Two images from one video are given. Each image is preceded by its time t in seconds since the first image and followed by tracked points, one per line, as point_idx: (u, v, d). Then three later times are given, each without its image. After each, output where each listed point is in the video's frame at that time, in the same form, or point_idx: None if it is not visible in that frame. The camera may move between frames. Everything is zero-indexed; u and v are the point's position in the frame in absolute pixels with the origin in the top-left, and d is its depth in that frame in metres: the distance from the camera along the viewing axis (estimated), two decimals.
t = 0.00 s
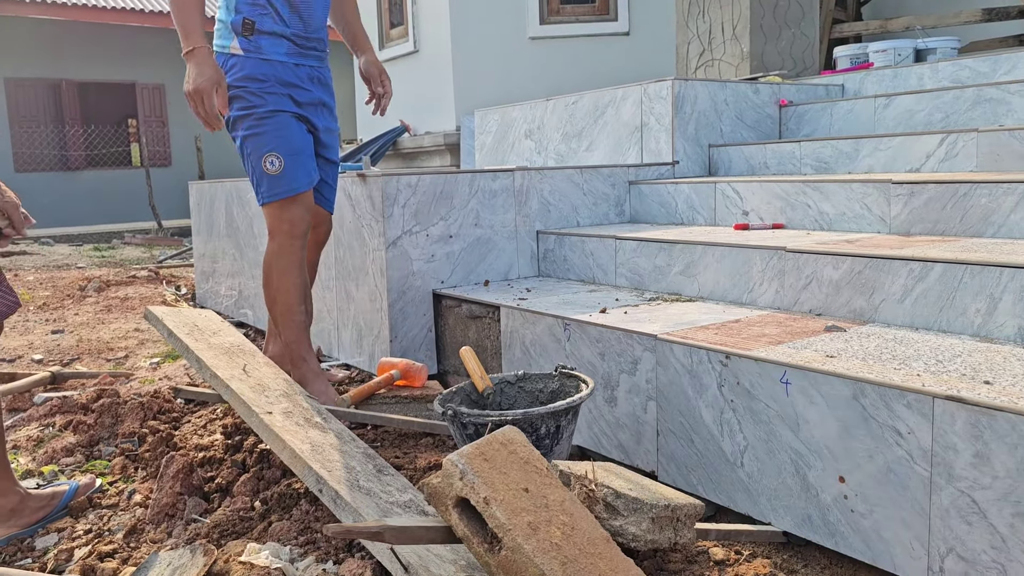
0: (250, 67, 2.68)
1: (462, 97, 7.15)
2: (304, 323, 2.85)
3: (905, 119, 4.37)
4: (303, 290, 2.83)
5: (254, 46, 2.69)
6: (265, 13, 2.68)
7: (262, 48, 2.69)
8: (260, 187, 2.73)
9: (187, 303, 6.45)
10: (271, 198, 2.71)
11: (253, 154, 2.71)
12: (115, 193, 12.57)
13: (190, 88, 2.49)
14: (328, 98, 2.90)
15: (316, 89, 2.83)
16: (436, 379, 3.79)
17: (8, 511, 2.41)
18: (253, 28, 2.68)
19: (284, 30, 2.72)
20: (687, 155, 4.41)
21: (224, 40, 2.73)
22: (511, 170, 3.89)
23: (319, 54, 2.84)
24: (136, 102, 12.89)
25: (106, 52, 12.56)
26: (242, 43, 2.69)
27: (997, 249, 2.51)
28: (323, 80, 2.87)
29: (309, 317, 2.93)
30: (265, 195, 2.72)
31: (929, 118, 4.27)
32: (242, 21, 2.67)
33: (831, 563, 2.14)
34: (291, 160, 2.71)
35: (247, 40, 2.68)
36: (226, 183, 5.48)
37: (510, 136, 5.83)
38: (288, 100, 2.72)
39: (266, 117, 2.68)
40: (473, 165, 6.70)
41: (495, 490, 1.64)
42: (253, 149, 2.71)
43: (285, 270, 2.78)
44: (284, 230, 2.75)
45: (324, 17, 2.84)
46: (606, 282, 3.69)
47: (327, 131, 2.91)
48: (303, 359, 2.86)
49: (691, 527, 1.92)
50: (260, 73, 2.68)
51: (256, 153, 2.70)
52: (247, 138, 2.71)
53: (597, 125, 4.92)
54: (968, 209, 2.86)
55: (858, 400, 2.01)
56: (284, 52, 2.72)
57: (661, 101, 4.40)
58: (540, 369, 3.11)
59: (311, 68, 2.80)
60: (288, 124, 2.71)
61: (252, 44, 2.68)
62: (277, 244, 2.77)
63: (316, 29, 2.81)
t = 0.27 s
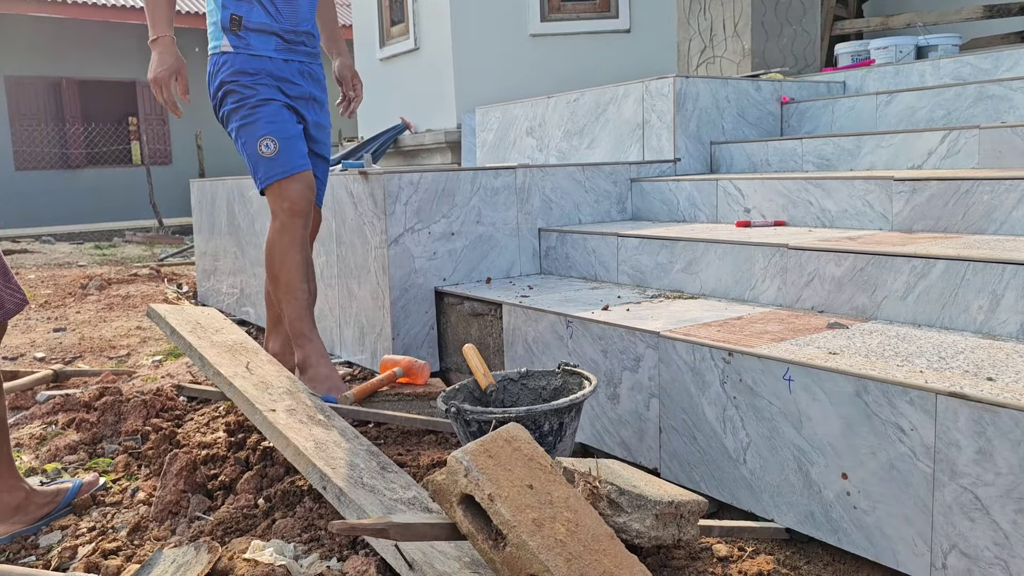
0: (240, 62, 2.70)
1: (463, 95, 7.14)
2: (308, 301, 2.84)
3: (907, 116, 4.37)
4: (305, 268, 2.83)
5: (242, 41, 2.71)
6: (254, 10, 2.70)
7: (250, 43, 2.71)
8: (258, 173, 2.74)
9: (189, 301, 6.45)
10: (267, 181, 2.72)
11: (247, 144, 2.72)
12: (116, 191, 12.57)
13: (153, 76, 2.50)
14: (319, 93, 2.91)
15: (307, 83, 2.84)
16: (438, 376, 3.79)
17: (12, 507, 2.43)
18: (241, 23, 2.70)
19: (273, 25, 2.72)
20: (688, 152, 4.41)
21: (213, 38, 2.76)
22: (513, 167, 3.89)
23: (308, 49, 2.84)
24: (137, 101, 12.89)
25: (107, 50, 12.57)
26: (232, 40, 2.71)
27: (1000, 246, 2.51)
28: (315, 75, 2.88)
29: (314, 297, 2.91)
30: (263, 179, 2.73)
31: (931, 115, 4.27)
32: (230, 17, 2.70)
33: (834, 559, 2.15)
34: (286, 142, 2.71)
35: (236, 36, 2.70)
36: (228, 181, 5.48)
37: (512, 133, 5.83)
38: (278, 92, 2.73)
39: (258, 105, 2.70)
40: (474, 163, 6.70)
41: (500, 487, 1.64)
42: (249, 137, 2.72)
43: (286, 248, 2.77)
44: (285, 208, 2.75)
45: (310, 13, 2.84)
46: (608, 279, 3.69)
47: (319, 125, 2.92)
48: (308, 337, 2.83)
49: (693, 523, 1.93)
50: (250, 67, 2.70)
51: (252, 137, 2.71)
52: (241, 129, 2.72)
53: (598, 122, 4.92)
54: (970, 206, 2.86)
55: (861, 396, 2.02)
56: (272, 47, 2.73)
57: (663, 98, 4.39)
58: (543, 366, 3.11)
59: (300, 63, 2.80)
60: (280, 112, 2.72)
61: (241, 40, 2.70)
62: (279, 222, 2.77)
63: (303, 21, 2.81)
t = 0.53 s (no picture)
0: (219, 61, 2.74)
1: (459, 92, 7.13)
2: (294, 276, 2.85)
3: (903, 112, 4.38)
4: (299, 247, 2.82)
5: (221, 41, 2.74)
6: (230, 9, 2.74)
7: (228, 43, 2.74)
8: (259, 161, 2.75)
9: (186, 299, 6.45)
10: (272, 167, 2.72)
11: (243, 136, 2.74)
12: (111, 189, 12.54)
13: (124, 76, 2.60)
14: (304, 88, 2.92)
15: (289, 79, 2.86)
16: (436, 373, 3.79)
17: None
18: (218, 24, 2.73)
19: (250, 23, 2.75)
20: (685, 149, 4.41)
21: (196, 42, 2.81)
22: (510, 165, 3.89)
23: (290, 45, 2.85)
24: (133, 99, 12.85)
25: (102, 48, 12.53)
26: (211, 40, 2.74)
27: (996, 242, 2.52)
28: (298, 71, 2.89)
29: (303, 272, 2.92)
30: (267, 166, 2.73)
31: (928, 111, 4.28)
32: (208, 17, 2.73)
33: (831, 554, 2.16)
34: (283, 127, 2.71)
35: (215, 36, 2.74)
36: (224, 179, 5.47)
37: (508, 131, 5.83)
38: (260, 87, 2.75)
39: (247, 97, 2.72)
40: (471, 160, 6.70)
41: (499, 484, 1.64)
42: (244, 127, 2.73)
43: (287, 229, 2.75)
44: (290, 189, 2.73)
45: (292, 8, 2.83)
46: (605, 276, 3.70)
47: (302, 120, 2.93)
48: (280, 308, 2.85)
49: (692, 519, 1.94)
50: (230, 65, 2.74)
51: (248, 127, 2.72)
52: (237, 122, 2.75)
53: (595, 119, 4.92)
54: (966, 202, 2.86)
55: (858, 392, 2.02)
56: (250, 45, 2.76)
57: (659, 95, 4.39)
58: (540, 363, 3.12)
59: (280, 60, 2.82)
60: (268, 103, 2.73)
61: (219, 39, 2.74)
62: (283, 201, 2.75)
63: (282, 20, 2.80)
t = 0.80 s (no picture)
0: (186, 69, 2.85)
1: (453, 88, 7.12)
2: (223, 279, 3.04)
3: (896, 107, 4.39)
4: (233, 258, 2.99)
5: (189, 49, 2.86)
6: (200, 18, 2.84)
7: (195, 51, 2.85)
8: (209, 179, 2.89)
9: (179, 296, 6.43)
10: (216, 188, 2.86)
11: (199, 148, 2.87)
12: (104, 186, 12.48)
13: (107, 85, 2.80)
14: (276, 91, 2.99)
15: (255, 86, 2.92)
16: (430, 370, 3.79)
17: None
18: (187, 31, 2.85)
19: (216, 32, 2.84)
20: (678, 145, 4.41)
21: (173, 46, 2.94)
22: (504, 161, 3.89)
23: (260, 48, 2.92)
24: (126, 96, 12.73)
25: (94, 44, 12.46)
26: (183, 47, 2.86)
27: (988, 237, 2.52)
28: (268, 76, 2.96)
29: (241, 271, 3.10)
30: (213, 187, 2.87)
31: (920, 107, 4.29)
32: (179, 25, 2.85)
33: (825, 549, 2.16)
34: (234, 149, 2.83)
35: (184, 44, 2.86)
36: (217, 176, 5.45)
37: (502, 127, 5.82)
38: (223, 96, 2.85)
39: (206, 112, 2.82)
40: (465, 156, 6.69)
41: (493, 479, 1.65)
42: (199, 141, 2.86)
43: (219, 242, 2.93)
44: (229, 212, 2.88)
45: (260, 13, 2.91)
46: (599, 272, 3.70)
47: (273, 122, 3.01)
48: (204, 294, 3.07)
49: (686, 514, 1.94)
50: (195, 73, 2.84)
51: (203, 144, 2.85)
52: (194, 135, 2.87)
53: (588, 115, 4.92)
54: (959, 197, 2.87)
55: (850, 387, 2.03)
56: (216, 52, 2.85)
57: (652, 91, 4.39)
58: (534, 360, 3.12)
59: (246, 67, 2.89)
60: (227, 117, 2.83)
61: (188, 47, 2.85)
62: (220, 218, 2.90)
63: (250, 27, 2.88)
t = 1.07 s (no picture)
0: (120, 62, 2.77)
1: (443, 84, 7.10)
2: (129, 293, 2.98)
3: (885, 103, 4.40)
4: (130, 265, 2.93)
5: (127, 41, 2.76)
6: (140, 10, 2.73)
7: (132, 45, 2.75)
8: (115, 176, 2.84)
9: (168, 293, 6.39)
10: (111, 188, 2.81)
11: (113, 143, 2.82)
12: (93, 183, 12.39)
13: (50, 65, 2.75)
14: (215, 93, 2.85)
15: (189, 87, 2.79)
16: (420, 366, 3.78)
17: None
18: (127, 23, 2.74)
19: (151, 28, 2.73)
20: (669, 140, 4.41)
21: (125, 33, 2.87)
22: (494, 156, 3.88)
23: (201, 47, 2.79)
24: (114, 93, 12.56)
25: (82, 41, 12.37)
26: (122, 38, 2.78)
27: (976, 231, 2.53)
28: (206, 77, 2.82)
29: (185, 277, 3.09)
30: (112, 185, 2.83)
31: (909, 102, 4.30)
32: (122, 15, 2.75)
33: (815, 542, 2.16)
34: (132, 152, 2.76)
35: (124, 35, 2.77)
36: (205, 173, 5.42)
37: (492, 123, 5.80)
38: (146, 96, 2.76)
39: (120, 109, 2.77)
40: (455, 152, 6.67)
41: (482, 473, 1.64)
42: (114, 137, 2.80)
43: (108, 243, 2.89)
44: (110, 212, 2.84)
45: (202, 11, 2.77)
46: (589, 268, 3.69)
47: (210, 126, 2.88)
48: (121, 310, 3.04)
49: (676, 508, 1.94)
50: (126, 68, 2.75)
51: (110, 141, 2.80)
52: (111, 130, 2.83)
53: (579, 111, 4.91)
54: (948, 192, 2.88)
55: (840, 380, 2.03)
56: (153, 49, 2.74)
57: (642, 87, 4.39)
58: (524, 355, 3.11)
59: (181, 67, 2.76)
60: (140, 120, 2.77)
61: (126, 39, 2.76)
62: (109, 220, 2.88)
63: (188, 24, 2.76)
